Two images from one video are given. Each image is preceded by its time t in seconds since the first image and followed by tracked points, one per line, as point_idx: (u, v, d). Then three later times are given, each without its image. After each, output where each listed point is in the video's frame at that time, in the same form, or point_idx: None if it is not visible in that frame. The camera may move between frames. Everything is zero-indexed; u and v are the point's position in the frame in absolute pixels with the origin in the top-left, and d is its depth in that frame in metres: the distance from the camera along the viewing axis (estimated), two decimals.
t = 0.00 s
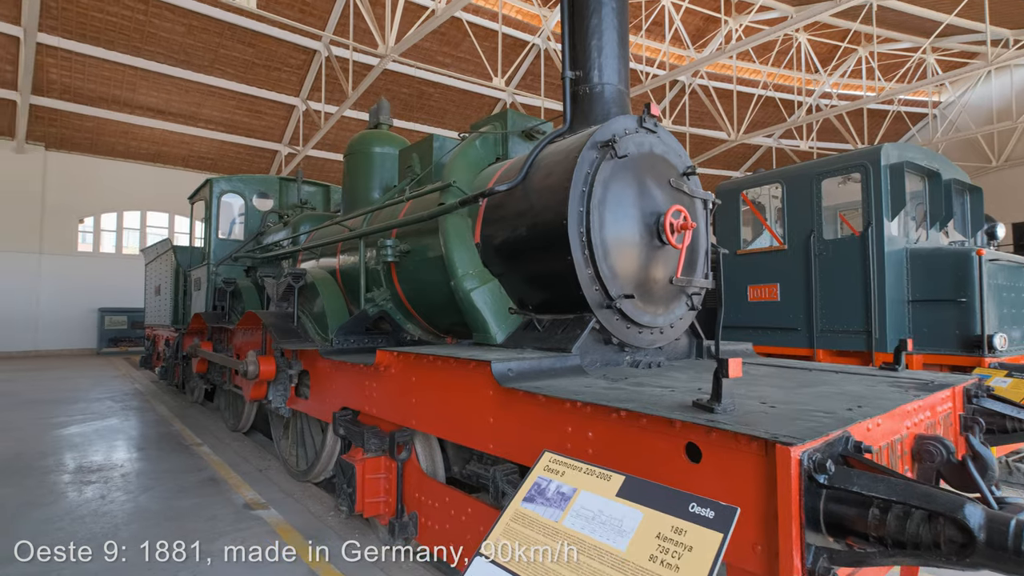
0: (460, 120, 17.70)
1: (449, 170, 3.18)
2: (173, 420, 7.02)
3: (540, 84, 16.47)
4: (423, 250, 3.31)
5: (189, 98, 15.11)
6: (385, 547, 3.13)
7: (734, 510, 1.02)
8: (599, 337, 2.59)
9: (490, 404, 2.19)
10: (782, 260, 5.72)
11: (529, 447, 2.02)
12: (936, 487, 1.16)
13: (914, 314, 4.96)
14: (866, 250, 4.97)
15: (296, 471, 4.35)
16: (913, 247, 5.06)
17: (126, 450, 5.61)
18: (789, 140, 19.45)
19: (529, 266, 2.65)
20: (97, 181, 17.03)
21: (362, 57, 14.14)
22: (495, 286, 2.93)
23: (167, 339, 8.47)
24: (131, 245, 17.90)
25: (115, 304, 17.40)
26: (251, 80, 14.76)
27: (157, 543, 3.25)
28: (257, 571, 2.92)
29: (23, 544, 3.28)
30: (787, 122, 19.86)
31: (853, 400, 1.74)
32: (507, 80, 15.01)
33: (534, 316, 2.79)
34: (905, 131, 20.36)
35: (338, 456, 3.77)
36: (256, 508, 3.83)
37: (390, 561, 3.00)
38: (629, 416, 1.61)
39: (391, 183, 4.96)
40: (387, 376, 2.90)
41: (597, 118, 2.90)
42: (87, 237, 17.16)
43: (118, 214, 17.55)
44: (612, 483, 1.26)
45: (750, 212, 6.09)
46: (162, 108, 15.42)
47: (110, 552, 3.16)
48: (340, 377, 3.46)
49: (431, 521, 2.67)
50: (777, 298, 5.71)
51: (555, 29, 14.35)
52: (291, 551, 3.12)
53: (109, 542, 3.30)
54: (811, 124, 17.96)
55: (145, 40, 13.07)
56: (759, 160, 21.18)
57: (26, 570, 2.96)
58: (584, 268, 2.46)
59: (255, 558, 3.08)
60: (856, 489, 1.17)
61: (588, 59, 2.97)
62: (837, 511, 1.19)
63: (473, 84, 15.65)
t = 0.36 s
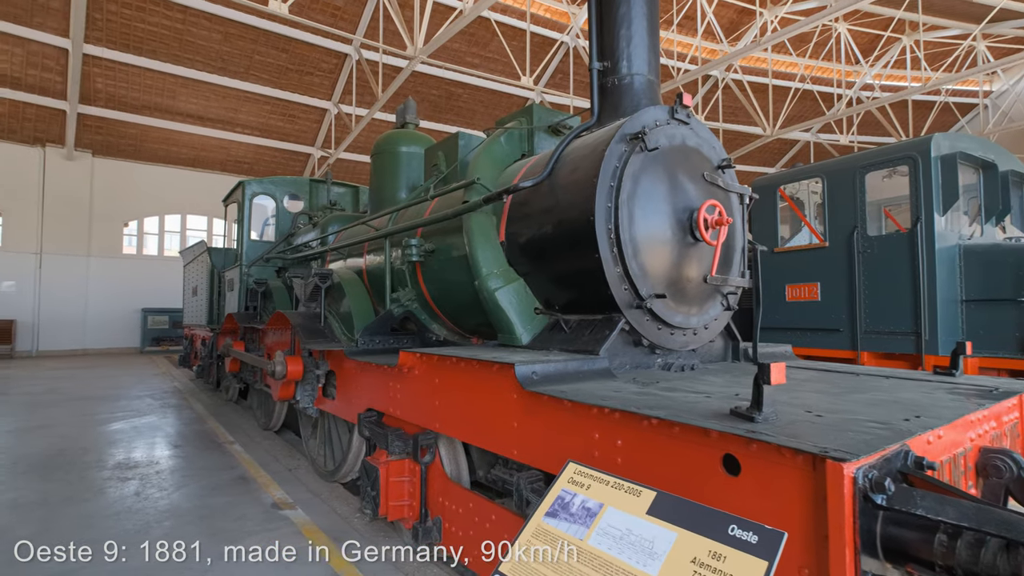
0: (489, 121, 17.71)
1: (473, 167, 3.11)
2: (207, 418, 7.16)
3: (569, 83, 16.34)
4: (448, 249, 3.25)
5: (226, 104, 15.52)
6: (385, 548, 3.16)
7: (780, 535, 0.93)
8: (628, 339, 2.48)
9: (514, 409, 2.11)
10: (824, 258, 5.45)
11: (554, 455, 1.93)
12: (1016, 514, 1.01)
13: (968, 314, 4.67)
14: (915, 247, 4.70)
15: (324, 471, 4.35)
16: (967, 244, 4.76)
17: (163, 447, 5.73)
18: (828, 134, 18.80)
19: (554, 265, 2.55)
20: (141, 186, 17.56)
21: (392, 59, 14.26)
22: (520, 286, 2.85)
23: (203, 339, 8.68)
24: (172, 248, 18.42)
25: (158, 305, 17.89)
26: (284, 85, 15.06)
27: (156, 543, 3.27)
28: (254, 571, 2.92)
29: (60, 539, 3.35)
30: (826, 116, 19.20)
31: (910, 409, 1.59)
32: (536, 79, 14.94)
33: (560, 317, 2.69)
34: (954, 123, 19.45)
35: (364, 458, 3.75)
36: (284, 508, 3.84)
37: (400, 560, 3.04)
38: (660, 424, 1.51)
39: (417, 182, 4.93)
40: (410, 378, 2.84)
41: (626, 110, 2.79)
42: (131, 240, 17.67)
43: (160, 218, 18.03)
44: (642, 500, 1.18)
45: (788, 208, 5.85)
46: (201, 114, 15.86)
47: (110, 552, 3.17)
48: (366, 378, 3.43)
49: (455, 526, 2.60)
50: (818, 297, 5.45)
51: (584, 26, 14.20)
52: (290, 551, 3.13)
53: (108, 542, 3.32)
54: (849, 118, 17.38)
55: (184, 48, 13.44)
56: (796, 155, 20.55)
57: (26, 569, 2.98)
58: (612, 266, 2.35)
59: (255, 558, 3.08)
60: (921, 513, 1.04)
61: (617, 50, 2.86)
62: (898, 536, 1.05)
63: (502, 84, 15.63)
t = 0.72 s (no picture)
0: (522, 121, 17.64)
1: (509, 164, 3.05)
2: (248, 415, 7.32)
3: (603, 80, 16.13)
4: (483, 247, 3.19)
5: (266, 109, 15.91)
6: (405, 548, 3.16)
7: (861, 560, 0.85)
8: (672, 339, 2.36)
9: (552, 411, 2.03)
10: (876, 255, 5.17)
11: (594, 461, 1.85)
12: None
13: None
14: (979, 243, 4.41)
15: (360, 470, 4.36)
16: None
17: (207, 443, 5.88)
18: (876, 128, 18.02)
19: (595, 263, 2.46)
20: (187, 189, 18.16)
21: (425, 61, 14.33)
22: (557, 283, 2.76)
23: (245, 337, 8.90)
24: (216, 250, 18.95)
25: (203, 305, 18.44)
26: (322, 90, 15.34)
27: (156, 543, 3.26)
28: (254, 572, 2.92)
29: (108, 532, 3.45)
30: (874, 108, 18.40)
31: (992, 416, 1.44)
32: (571, 76, 14.77)
33: (599, 316, 2.59)
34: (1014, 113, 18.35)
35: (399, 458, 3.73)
36: (320, 506, 3.85)
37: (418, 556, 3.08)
38: (712, 430, 1.42)
39: (451, 181, 4.90)
40: (445, 379, 2.80)
41: (668, 101, 2.68)
42: (177, 243, 18.23)
43: (205, 221, 18.56)
44: (698, 514, 1.12)
45: (836, 203, 5.59)
46: (243, 120, 16.30)
47: (110, 552, 3.16)
48: (400, 377, 3.41)
49: (490, 530, 2.54)
50: (869, 297, 5.17)
51: (619, 22, 13.96)
52: (290, 551, 3.13)
53: (109, 542, 3.29)
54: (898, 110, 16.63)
55: (227, 55, 13.83)
56: (841, 149, 19.78)
57: (26, 570, 2.97)
58: (655, 264, 2.24)
59: (255, 558, 3.09)
60: None
61: (658, 38, 2.75)
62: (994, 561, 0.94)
63: (535, 83, 15.55)
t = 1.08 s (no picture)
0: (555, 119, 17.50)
1: (553, 157, 2.95)
2: (288, 413, 7.43)
3: (638, 76, 15.85)
4: (526, 244, 3.09)
5: (304, 113, 16.23)
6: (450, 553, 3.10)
7: None
8: (732, 339, 2.22)
9: (607, 415, 1.93)
10: (943, 252, 4.84)
11: (655, 469, 1.74)
12: None
13: None
14: None
15: (400, 470, 4.32)
16: None
17: (250, 441, 5.96)
18: (927, 119, 17.19)
19: (648, 258, 2.34)
20: (229, 193, 18.66)
21: (459, 61, 14.34)
22: (605, 280, 2.63)
23: (285, 336, 9.05)
24: (257, 252, 19.41)
25: (244, 305, 18.91)
26: (358, 92, 15.55)
27: (157, 543, 3.25)
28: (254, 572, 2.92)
29: (157, 528, 3.49)
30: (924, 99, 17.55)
31: None
32: (605, 72, 14.54)
33: (652, 314, 2.46)
34: None
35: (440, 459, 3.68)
36: (361, 506, 3.83)
37: (460, 558, 3.07)
38: (794, 440, 1.31)
39: (489, 178, 4.83)
40: (490, 380, 2.72)
41: (723, 86, 2.53)
42: (220, 245, 18.72)
43: (245, 223, 19.04)
44: (798, 537, 1.03)
45: (892, 197, 5.31)
46: (282, 123, 16.65)
47: (110, 552, 3.16)
48: (441, 377, 3.35)
49: (538, 537, 2.44)
50: (932, 295, 4.87)
51: (654, 16, 13.69)
52: (291, 551, 3.12)
53: (108, 542, 3.29)
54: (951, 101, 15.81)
55: (267, 61, 14.12)
56: (889, 142, 18.95)
57: (24, 570, 2.95)
58: (714, 259, 2.11)
59: (255, 558, 3.08)
60: None
61: (711, 20, 2.60)
62: None
63: (569, 80, 15.41)
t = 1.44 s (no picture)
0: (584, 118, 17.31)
1: (602, 151, 2.82)
2: (322, 413, 7.45)
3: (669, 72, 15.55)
4: (574, 243, 2.98)
5: (335, 115, 16.39)
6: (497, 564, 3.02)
7: None
8: (804, 344, 2.07)
9: (674, 426, 1.80)
10: (1009, 250, 4.56)
11: (732, 485, 1.61)
12: None
13: None
14: None
15: (437, 474, 4.24)
16: None
17: (285, 441, 5.97)
18: (975, 111, 16.44)
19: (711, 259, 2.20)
20: (262, 194, 18.99)
21: (488, 61, 14.30)
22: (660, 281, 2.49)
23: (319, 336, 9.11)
24: (288, 252, 19.70)
25: (276, 304, 19.20)
26: (387, 94, 15.66)
27: (157, 543, 3.28)
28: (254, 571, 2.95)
29: (198, 530, 3.49)
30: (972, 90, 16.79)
31: None
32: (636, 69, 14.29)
33: (713, 317, 2.33)
34: None
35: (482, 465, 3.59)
36: (400, 512, 3.76)
37: (506, 568, 2.99)
38: (908, 461, 1.17)
39: (527, 176, 4.72)
40: (538, 385, 2.61)
41: (789, 74, 2.37)
42: (253, 245, 19.06)
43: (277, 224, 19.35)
44: None
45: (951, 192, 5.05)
46: (312, 126, 16.86)
47: (110, 552, 3.18)
48: (483, 380, 3.25)
49: (591, 552, 2.32)
50: (997, 296, 4.61)
51: (686, 11, 13.41)
52: (291, 551, 3.15)
53: (108, 542, 3.32)
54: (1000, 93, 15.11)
55: (299, 64, 14.29)
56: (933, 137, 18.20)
57: (27, 569, 2.97)
58: (787, 258, 1.96)
59: (254, 558, 3.12)
60: None
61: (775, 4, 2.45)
62: None
63: (599, 77, 15.21)
